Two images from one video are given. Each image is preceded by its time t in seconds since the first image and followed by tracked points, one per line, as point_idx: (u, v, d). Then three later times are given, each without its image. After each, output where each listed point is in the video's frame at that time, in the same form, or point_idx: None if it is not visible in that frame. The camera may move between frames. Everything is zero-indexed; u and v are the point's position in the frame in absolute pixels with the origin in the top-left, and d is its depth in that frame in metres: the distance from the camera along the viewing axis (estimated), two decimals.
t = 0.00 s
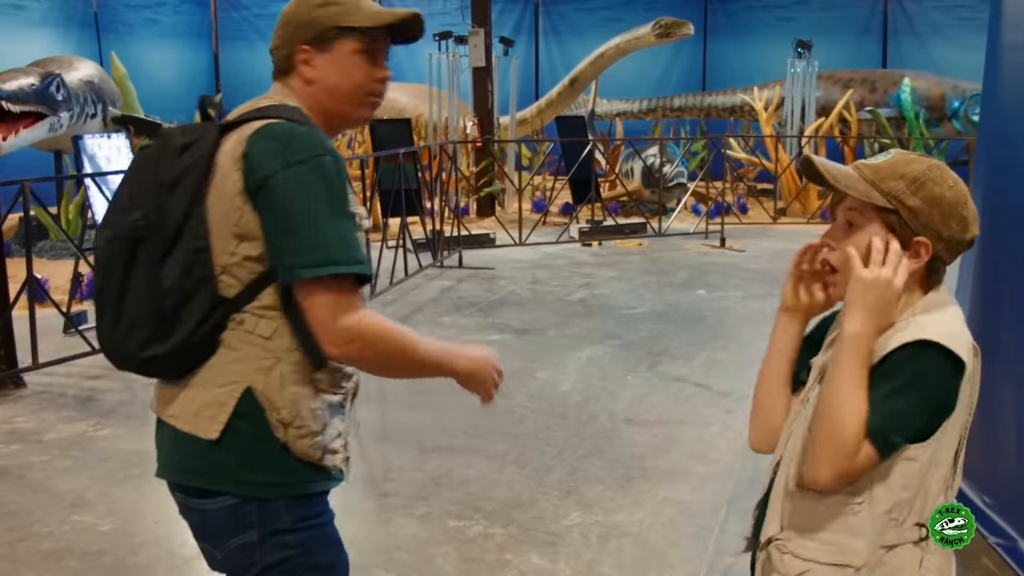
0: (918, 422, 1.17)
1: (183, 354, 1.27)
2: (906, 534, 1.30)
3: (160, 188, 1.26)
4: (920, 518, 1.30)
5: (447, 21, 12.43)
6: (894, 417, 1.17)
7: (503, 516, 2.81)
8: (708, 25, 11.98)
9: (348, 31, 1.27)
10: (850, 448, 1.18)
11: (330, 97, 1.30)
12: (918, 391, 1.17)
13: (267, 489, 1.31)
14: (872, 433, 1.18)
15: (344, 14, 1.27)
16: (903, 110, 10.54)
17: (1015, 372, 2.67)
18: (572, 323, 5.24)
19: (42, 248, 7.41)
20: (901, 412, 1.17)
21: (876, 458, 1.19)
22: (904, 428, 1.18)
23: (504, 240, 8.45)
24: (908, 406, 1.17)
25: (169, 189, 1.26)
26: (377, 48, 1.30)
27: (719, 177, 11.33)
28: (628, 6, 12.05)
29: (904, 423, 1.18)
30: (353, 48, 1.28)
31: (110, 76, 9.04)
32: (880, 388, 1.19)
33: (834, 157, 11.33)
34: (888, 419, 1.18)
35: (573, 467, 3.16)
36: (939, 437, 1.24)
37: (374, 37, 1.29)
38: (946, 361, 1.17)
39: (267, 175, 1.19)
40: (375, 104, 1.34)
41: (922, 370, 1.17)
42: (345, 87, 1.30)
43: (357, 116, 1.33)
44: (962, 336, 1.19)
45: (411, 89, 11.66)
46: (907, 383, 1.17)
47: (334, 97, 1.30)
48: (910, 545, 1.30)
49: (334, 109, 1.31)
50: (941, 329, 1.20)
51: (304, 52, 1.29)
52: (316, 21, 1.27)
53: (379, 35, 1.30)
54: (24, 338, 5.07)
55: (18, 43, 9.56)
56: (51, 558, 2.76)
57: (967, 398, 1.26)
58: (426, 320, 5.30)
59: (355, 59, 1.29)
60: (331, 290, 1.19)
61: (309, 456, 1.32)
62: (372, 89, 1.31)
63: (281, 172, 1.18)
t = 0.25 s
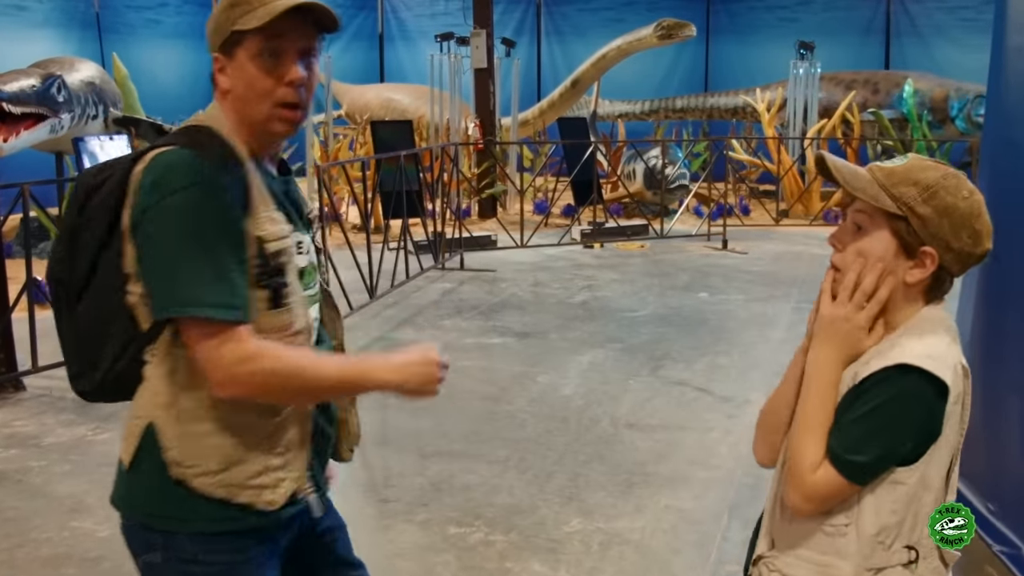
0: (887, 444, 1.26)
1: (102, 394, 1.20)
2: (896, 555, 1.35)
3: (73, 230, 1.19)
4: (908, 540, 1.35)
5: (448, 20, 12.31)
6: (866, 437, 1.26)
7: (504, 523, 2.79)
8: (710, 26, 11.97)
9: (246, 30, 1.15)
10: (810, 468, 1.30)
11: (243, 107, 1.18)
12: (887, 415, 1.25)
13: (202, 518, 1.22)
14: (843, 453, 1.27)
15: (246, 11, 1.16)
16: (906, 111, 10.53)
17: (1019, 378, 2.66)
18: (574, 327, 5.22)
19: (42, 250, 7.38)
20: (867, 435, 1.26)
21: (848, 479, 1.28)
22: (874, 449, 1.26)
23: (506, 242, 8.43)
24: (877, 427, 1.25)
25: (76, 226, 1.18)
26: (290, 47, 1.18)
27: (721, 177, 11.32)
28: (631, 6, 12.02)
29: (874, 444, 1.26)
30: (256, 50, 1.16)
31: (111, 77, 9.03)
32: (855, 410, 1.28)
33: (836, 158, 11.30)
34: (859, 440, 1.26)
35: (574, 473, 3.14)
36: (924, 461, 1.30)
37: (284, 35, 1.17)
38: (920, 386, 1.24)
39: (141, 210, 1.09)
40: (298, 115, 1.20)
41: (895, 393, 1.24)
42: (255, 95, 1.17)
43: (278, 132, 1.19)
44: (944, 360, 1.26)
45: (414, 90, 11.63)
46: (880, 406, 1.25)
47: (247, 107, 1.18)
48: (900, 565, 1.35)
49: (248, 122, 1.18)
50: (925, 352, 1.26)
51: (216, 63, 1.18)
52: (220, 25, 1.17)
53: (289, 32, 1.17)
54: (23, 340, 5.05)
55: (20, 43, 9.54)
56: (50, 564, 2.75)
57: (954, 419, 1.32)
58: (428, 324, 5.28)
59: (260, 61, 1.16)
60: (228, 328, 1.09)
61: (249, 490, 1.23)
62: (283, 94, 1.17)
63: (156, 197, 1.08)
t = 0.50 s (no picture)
0: (904, 468, 1.26)
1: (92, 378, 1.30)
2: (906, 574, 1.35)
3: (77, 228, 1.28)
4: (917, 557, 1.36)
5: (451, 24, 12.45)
6: (882, 460, 1.26)
7: (505, 530, 2.79)
8: (712, 28, 11.96)
9: (216, 45, 1.23)
10: (822, 498, 1.29)
11: (217, 123, 1.24)
12: (904, 440, 1.25)
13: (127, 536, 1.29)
14: (857, 480, 1.27)
15: (215, 28, 1.24)
16: (909, 113, 10.49)
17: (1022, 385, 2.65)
18: (576, 330, 5.21)
19: (44, 253, 7.38)
20: (882, 460, 1.26)
21: (863, 506, 1.28)
22: (890, 473, 1.26)
23: (507, 244, 8.41)
24: (895, 451, 1.26)
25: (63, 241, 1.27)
26: (262, 64, 1.26)
27: (724, 180, 11.29)
28: (633, 7, 12.00)
29: (891, 468, 1.26)
30: (231, 66, 1.24)
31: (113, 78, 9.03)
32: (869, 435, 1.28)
33: (839, 160, 11.26)
34: (876, 466, 1.26)
35: (576, 479, 3.14)
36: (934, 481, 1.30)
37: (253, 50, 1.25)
38: (937, 407, 1.25)
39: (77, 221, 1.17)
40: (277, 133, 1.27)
41: (914, 416, 1.25)
42: (228, 109, 1.24)
43: (256, 154, 1.26)
44: (957, 379, 1.27)
45: (416, 92, 11.62)
46: (898, 430, 1.25)
47: (222, 125, 1.24)
48: None
49: (223, 140, 1.25)
50: (935, 373, 1.27)
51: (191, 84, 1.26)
52: (191, 46, 1.25)
53: (262, 50, 1.26)
54: (25, 343, 5.05)
55: (21, 45, 9.53)
56: (50, 570, 2.75)
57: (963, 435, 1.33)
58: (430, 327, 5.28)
59: (234, 76, 1.24)
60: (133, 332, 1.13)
61: (150, 521, 1.26)
62: (258, 107, 1.24)
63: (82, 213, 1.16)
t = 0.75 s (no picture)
0: (933, 488, 1.24)
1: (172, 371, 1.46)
2: None
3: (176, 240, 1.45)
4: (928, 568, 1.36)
5: (453, 25, 12.35)
6: (913, 481, 1.24)
7: (506, 533, 2.78)
8: (715, 29, 11.96)
9: (219, 103, 1.26)
10: (853, 520, 1.24)
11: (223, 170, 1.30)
12: (934, 459, 1.23)
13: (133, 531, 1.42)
14: (886, 501, 1.24)
15: (221, 78, 1.28)
16: (912, 115, 10.48)
17: None
18: (577, 332, 5.21)
19: (47, 254, 7.38)
20: (914, 480, 1.24)
21: (894, 530, 1.25)
22: (920, 493, 1.24)
23: (510, 245, 8.41)
24: (927, 471, 1.23)
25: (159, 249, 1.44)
26: (266, 125, 1.27)
27: (727, 181, 11.29)
28: (636, 9, 12.01)
29: (921, 489, 1.24)
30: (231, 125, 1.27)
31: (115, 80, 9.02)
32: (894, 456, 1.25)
33: (842, 162, 11.25)
34: (906, 487, 1.24)
35: (578, 482, 3.13)
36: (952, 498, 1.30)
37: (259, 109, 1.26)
38: (963, 424, 1.24)
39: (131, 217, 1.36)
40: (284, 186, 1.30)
41: (943, 436, 1.23)
42: (230, 163, 1.28)
43: (262, 205, 1.31)
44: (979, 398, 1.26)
45: (418, 93, 11.62)
46: (930, 449, 1.23)
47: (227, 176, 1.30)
48: None
49: (231, 187, 1.30)
50: (960, 392, 1.26)
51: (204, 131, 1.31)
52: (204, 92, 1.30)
53: (268, 109, 1.27)
54: (26, 345, 5.04)
55: (24, 46, 9.52)
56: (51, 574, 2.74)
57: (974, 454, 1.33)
58: (431, 329, 5.27)
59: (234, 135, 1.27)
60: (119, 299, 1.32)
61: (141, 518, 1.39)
62: (258, 165, 1.27)
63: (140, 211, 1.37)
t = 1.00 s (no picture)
0: (943, 498, 1.25)
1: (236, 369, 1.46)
2: None
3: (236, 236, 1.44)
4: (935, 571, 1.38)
5: (456, 26, 12.37)
6: (921, 492, 1.26)
7: (507, 536, 2.77)
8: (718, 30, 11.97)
9: (279, 99, 1.25)
10: (860, 536, 1.27)
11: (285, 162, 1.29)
12: (941, 469, 1.25)
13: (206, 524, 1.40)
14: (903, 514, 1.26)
15: (280, 71, 1.26)
16: (915, 116, 10.47)
17: None
18: (579, 334, 5.20)
19: (50, 254, 7.38)
20: (923, 492, 1.25)
21: (903, 543, 1.26)
22: (932, 504, 1.25)
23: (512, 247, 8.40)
24: (935, 481, 1.25)
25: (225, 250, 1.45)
26: (327, 114, 1.25)
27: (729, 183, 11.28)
28: (639, 10, 12.02)
29: (932, 499, 1.25)
30: (297, 116, 1.25)
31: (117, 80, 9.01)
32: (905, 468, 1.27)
33: (844, 163, 11.24)
34: (917, 497, 1.26)
35: (579, 485, 3.12)
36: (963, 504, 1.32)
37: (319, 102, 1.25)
38: (968, 435, 1.26)
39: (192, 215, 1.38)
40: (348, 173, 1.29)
41: (946, 449, 1.25)
42: (294, 153, 1.27)
43: (325, 190, 1.30)
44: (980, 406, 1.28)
45: (421, 94, 11.62)
46: (937, 461, 1.25)
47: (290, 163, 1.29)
48: None
49: (294, 178, 1.30)
50: (963, 401, 1.28)
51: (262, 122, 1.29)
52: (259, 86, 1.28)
53: (329, 98, 1.25)
54: (27, 346, 5.04)
55: (27, 46, 9.52)
56: None
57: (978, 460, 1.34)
58: (433, 330, 5.27)
59: (299, 126, 1.25)
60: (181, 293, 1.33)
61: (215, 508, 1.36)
62: (322, 153, 1.26)
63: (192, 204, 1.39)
